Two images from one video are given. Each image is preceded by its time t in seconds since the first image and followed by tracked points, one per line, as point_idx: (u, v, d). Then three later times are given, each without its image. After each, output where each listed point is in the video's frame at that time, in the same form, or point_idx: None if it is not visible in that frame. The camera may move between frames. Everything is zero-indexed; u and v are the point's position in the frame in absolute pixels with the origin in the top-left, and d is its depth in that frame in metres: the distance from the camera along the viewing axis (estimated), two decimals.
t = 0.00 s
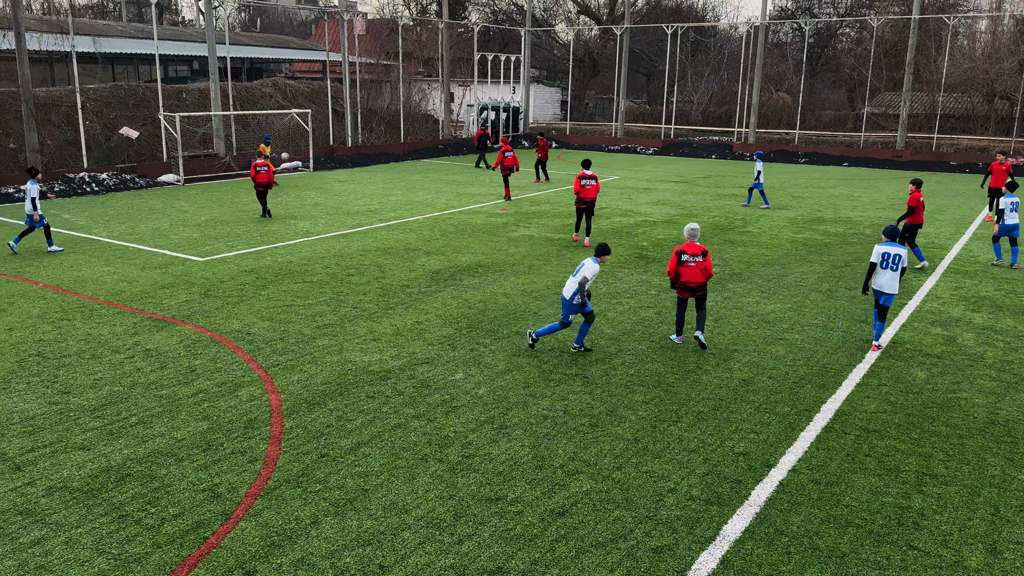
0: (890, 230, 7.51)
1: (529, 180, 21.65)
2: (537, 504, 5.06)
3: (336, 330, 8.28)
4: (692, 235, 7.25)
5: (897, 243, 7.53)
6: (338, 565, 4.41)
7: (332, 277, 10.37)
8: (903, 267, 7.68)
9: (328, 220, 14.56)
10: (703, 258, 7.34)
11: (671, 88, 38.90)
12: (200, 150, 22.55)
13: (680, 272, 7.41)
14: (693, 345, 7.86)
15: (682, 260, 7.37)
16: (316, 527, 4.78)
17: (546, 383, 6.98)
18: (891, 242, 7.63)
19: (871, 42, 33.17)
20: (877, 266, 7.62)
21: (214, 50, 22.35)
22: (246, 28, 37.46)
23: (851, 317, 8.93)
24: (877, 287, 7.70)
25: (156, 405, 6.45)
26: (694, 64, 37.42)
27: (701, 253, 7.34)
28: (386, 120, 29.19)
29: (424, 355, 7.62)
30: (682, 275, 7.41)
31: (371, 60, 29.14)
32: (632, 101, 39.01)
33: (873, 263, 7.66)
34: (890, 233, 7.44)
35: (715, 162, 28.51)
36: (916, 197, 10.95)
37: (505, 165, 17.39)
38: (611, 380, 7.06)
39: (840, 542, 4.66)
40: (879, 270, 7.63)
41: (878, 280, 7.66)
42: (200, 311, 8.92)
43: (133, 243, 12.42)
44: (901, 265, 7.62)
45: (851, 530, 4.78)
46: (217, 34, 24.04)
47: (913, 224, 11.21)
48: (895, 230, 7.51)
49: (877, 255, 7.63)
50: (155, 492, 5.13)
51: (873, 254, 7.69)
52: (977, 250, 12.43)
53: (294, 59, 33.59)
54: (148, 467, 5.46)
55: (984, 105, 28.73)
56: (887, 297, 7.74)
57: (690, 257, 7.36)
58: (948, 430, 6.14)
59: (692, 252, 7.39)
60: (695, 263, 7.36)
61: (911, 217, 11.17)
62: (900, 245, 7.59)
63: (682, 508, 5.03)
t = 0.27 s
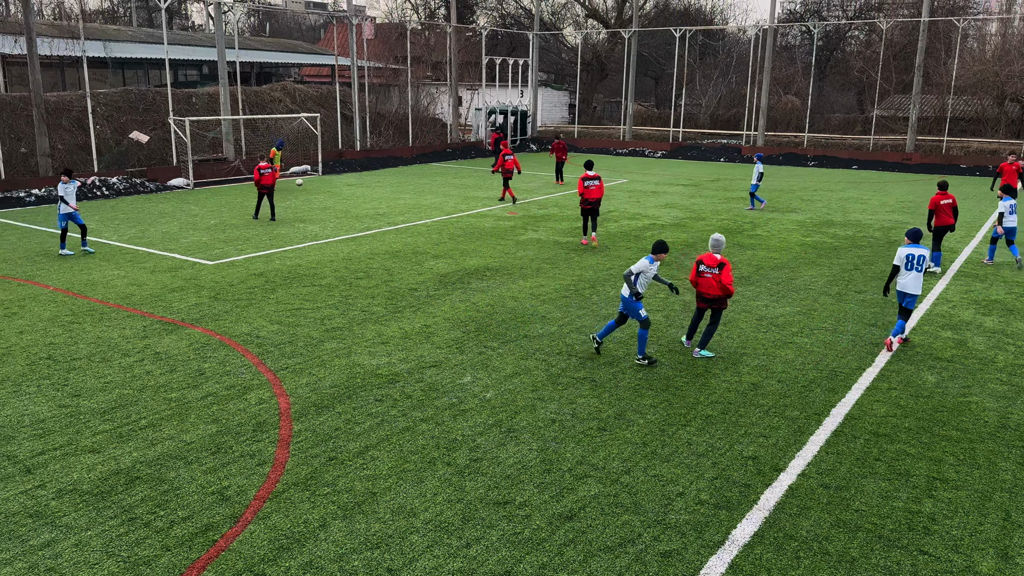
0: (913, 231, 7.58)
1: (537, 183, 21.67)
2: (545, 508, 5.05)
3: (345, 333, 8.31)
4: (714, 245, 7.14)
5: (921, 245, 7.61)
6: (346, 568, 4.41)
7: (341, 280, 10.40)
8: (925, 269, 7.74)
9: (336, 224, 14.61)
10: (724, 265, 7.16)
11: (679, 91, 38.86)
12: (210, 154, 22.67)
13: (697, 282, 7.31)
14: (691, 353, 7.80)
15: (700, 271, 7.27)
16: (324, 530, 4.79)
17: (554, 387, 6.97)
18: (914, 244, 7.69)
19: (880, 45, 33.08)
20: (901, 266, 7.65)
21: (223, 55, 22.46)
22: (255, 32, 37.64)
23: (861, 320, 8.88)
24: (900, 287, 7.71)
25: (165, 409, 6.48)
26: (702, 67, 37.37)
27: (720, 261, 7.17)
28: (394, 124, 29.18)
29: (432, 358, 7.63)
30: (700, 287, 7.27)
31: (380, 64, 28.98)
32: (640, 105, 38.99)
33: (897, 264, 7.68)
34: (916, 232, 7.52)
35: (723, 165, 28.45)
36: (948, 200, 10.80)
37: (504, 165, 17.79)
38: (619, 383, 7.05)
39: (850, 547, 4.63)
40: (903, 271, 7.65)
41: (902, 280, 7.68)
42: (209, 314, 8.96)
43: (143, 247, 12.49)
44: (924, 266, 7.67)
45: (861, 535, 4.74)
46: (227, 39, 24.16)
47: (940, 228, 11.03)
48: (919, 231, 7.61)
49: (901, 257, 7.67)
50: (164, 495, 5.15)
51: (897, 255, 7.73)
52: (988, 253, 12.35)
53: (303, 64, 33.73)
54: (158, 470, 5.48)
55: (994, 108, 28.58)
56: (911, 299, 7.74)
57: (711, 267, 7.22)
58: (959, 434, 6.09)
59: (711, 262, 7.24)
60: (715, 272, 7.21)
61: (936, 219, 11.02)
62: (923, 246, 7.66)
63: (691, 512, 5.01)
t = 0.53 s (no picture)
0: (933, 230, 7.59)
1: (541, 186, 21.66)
2: (549, 512, 5.04)
3: (349, 336, 8.31)
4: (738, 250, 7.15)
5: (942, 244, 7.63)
6: (349, 572, 4.41)
7: (345, 283, 10.41)
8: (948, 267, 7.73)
9: (340, 227, 14.63)
10: (744, 267, 7.20)
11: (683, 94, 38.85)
12: (214, 158, 22.74)
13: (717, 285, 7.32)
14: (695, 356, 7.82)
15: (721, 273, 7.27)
16: (328, 533, 4.79)
17: (558, 390, 6.96)
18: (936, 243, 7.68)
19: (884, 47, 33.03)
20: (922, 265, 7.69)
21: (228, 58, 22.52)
22: (260, 36, 37.76)
23: (866, 323, 8.86)
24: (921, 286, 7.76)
25: (170, 412, 6.49)
26: (706, 70, 37.36)
27: (741, 263, 7.19)
28: (398, 127, 29.19)
29: (436, 361, 7.63)
30: (721, 292, 7.25)
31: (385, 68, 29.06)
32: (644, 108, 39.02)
33: (916, 262, 7.76)
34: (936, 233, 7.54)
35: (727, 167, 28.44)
36: (974, 205, 10.65)
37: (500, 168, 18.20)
38: (623, 387, 7.04)
39: (855, 550, 4.62)
40: (923, 269, 7.71)
41: (923, 278, 7.72)
42: (213, 317, 8.98)
43: (148, 251, 12.53)
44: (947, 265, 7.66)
45: (866, 539, 4.73)
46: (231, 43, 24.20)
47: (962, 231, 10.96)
48: (941, 230, 7.63)
49: (921, 255, 7.71)
50: (169, 498, 5.16)
51: (917, 253, 7.78)
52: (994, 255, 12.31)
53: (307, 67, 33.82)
54: (162, 472, 5.50)
55: (999, 110, 28.50)
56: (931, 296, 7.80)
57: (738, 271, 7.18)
58: (964, 437, 6.07)
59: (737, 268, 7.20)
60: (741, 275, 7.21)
61: (957, 222, 10.93)
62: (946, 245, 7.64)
63: (695, 516, 5.00)
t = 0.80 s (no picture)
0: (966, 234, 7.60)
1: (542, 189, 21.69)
2: (550, 515, 5.03)
3: (350, 339, 8.32)
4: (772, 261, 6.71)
5: (969, 248, 7.70)
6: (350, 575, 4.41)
7: (346, 286, 10.42)
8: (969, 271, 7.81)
9: (342, 231, 14.64)
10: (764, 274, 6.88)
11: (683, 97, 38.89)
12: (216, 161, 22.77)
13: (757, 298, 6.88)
14: (697, 358, 7.81)
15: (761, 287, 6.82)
16: (329, 536, 4.78)
17: (559, 393, 6.96)
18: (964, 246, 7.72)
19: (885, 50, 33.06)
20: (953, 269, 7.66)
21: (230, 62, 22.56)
22: (261, 39, 37.84)
23: (868, 325, 8.86)
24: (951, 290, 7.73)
25: (171, 415, 6.49)
26: (707, 73, 37.41)
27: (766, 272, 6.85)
28: (399, 130, 29.15)
29: (437, 364, 7.64)
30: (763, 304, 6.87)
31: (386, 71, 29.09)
32: (645, 111, 39.06)
33: (948, 265, 7.71)
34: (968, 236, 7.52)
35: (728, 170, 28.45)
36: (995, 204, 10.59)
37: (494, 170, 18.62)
38: (624, 389, 7.04)
39: (856, 553, 4.61)
40: (954, 273, 7.69)
41: (954, 282, 7.68)
42: (214, 321, 8.99)
43: (149, 254, 12.54)
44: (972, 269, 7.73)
45: (868, 541, 4.72)
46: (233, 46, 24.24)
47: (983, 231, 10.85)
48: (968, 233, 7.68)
49: (953, 259, 7.69)
50: (170, 502, 5.16)
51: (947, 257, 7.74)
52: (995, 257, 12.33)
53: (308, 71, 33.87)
54: (163, 476, 5.49)
55: (999, 112, 28.55)
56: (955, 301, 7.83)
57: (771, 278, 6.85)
58: (966, 439, 6.06)
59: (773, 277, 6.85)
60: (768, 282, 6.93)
61: (976, 221, 10.87)
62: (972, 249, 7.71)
63: (697, 519, 4.99)
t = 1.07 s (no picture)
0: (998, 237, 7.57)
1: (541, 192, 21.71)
2: (549, 517, 5.03)
3: (349, 342, 8.31)
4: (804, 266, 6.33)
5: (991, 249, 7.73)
6: None
7: (345, 289, 10.43)
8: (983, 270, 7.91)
9: (341, 233, 14.64)
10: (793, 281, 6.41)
11: (683, 100, 38.91)
12: (215, 164, 22.77)
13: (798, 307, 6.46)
14: (695, 360, 7.82)
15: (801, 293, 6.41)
16: (329, 539, 4.78)
17: (558, 395, 6.95)
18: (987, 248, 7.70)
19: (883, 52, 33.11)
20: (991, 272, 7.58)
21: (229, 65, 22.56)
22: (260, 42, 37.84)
23: (867, 327, 8.86)
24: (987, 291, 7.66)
25: (170, 418, 6.49)
26: (705, 76, 37.47)
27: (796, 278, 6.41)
28: (399, 133, 29.14)
29: (436, 367, 7.64)
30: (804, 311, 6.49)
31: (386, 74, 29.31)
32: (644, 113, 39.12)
33: (983, 271, 7.61)
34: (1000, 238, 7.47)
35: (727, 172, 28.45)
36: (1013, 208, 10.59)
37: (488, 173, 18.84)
38: (624, 392, 7.03)
39: (856, 555, 4.60)
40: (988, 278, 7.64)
41: (990, 286, 7.65)
42: (213, 324, 8.99)
43: (148, 257, 12.53)
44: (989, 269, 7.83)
45: (867, 543, 4.72)
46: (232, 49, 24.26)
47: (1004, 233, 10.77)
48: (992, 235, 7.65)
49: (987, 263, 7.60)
50: (169, 505, 5.15)
51: (980, 261, 7.64)
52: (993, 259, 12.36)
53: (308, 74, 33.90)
54: (162, 480, 5.49)
55: (998, 115, 28.61)
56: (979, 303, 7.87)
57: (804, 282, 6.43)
58: (965, 441, 6.06)
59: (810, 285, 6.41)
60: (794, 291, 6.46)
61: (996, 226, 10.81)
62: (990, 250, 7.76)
63: (697, 521, 4.99)
